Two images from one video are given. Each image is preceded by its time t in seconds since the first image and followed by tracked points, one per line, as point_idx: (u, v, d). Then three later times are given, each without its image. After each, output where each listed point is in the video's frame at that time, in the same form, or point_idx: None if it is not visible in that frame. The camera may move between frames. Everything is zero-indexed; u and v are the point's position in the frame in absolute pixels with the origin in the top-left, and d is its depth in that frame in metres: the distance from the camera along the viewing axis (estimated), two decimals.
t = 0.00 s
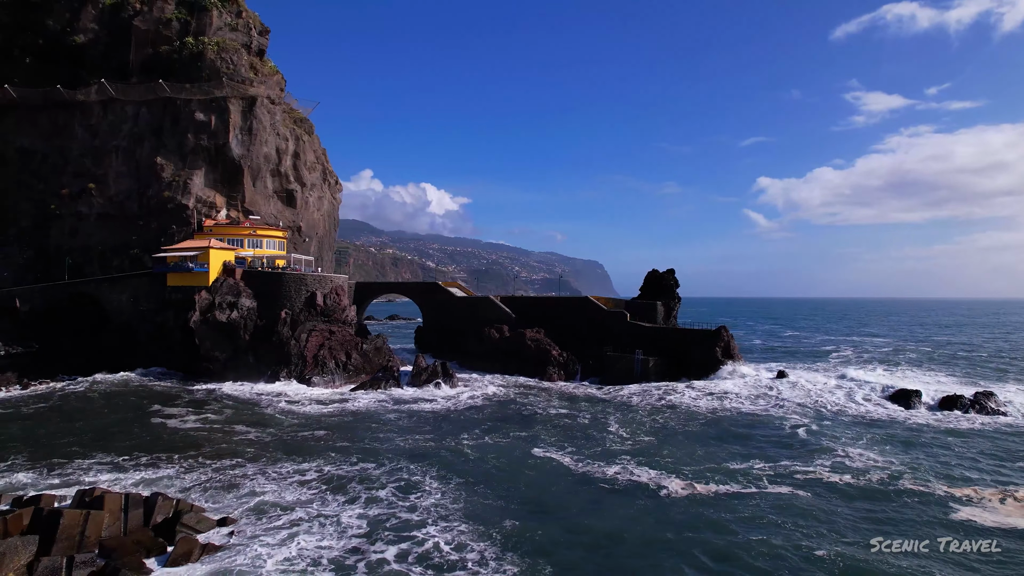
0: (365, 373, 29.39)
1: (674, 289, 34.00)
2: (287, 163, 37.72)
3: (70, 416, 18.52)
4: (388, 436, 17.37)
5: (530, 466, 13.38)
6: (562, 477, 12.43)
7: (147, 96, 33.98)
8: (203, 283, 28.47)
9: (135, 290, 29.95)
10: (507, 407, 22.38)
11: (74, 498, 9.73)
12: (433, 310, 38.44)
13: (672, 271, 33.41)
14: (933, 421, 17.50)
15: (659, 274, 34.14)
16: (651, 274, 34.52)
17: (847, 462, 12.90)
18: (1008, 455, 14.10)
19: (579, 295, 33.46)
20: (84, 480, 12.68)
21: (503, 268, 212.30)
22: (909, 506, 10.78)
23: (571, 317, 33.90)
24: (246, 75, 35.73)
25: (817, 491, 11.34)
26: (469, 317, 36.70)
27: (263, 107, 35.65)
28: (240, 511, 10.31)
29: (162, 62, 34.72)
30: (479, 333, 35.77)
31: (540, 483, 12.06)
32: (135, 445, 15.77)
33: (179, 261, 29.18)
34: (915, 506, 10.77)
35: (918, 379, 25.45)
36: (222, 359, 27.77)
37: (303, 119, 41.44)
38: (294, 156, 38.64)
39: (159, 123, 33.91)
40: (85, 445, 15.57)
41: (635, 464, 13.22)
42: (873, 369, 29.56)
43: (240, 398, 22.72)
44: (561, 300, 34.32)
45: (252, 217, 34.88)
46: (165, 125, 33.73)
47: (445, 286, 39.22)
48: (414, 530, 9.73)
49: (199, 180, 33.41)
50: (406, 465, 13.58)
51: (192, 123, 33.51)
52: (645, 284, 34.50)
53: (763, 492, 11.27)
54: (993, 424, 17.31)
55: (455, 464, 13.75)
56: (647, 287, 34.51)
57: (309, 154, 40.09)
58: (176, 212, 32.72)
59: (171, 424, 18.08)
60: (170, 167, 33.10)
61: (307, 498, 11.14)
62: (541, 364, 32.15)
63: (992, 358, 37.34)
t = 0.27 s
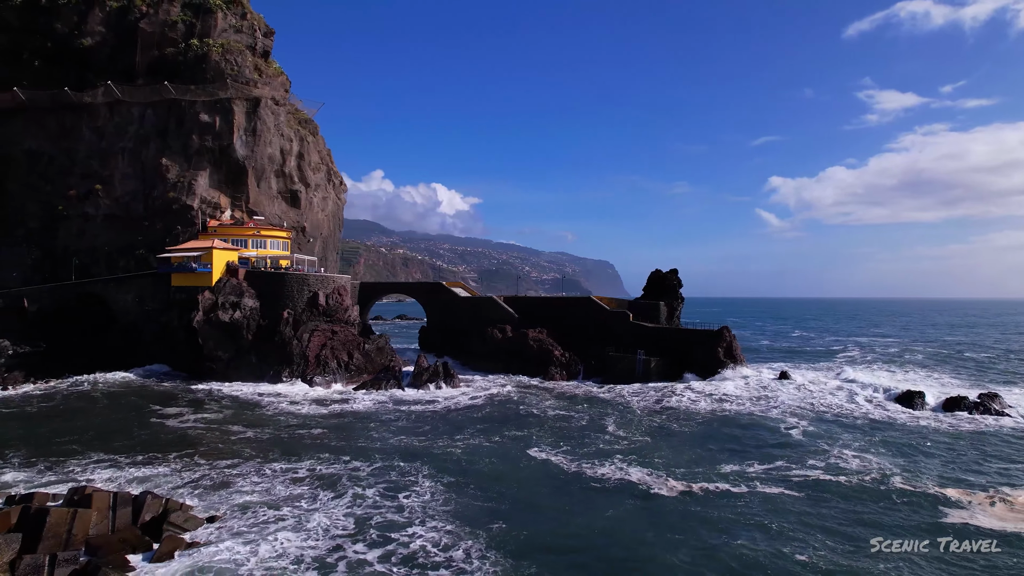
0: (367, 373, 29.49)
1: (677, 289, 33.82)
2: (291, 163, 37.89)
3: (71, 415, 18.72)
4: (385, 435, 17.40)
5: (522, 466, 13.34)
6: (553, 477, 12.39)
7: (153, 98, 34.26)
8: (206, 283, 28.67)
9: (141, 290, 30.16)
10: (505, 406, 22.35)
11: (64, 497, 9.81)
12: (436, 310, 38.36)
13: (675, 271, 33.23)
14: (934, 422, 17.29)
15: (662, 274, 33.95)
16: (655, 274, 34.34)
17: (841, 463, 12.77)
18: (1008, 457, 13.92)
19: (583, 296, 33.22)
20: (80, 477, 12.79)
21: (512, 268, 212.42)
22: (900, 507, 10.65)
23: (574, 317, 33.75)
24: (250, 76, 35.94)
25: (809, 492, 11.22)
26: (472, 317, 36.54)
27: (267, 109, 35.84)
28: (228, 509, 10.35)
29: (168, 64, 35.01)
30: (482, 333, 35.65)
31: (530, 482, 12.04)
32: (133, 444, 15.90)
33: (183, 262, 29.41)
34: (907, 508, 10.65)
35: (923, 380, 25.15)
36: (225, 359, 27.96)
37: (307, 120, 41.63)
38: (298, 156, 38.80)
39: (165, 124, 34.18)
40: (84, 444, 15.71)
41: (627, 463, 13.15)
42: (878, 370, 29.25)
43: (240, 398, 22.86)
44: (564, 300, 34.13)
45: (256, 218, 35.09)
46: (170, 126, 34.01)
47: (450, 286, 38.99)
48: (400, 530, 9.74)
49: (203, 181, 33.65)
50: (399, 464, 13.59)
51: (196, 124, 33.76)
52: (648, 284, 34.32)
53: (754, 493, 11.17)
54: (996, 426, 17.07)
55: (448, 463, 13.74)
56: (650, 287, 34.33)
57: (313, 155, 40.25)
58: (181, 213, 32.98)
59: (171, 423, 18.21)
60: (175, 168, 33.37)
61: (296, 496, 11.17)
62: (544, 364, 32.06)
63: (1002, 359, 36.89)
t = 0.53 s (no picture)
0: (369, 373, 29.58)
1: (680, 289, 33.67)
2: (295, 164, 38.05)
3: (75, 414, 18.90)
4: (381, 434, 17.42)
5: (514, 465, 13.30)
6: (543, 477, 12.37)
7: (158, 100, 34.55)
8: (210, 283, 28.87)
9: (146, 290, 30.26)
10: (505, 405, 22.34)
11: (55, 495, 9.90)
12: (439, 311, 38.27)
13: (678, 271, 33.08)
14: (934, 424, 17.09)
15: (665, 274, 33.78)
16: (657, 274, 34.21)
17: (834, 465, 12.65)
18: (1008, 460, 13.71)
19: (587, 296, 32.98)
20: (76, 472, 12.91)
21: (520, 268, 212.46)
22: (893, 509, 10.53)
23: (577, 318, 33.61)
24: (255, 77, 36.17)
25: (800, 493, 11.13)
26: (476, 318, 36.45)
27: (271, 110, 36.05)
28: (218, 506, 10.41)
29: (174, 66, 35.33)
30: (486, 334, 35.54)
31: (520, 482, 12.01)
32: (133, 443, 16.03)
33: (188, 262, 29.61)
34: (897, 510, 10.53)
35: (927, 381, 24.85)
36: (228, 358, 28.14)
37: (312, 121, 41.84)
38: (302, 157, 38.98)
39: (170, 126, 34.46)
40: (84, 443, 15.84)
41: (620, 463, 13.09)
42: (882, 370, 28.97)
43: (241, 399, 22.99)
44: (567, 300, 33.94)
45: (260, 218, 35.30)
46: (175, 128, 34.28)
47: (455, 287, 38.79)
48: (386, 531, 9.79)
49: (208, 181, 33.90)
50: (390, 463, 13.60)
51: (201, 125, 34.01)
52: (651, 284, 34.17)
53: (744, 494, 11.09)
54: (998, 428, 16.86)
55: (441, 463, 13.76)
56: (653, 287, 34.20)
57: (318, 156, 40.44)
58: (186, 213, 33.22)
59: (170, 422, 18.34)
60: (180, 169, 33.63)
61: (287, 494, 11.22)
62: (546, 365, 31.96)
63: (1012, 360, 36.36)
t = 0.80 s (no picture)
0: (371, 373, 29.67)
1: (683, 289, 33.52)
2: (299, 165, 38.24)
3: (76, 413, 19.10)
4: (379, 433, 17.46)
5: (506, 464, 13.28)
6: (534, 477, 12.34)
7: (164, 101, 34.84)
8: (213, 284, 29.08)
9: (151, 291, 30.56)
10: (504, 404, 22.33)
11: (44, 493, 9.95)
12: (443, 311, 38.27)
13: (681, 271, 32.92)
14: (935, 426, 16.87)
15: (668, 274, 33.62)
16: (660, 274, 34.07)
17: (827, 467, 12.54)
18: (1008, 462, 13.50)
19: (590, 296, 32.89)
20: (73, 470, 13.04)
21: (530, 268, 212.44)
22: (883, 512, 10.43)
23: (579, 318, 33.48)
24: (259, 78, 36.40)
25: (791, 495, 11.04)
26: (479, 318, 36.43)
27: (275, 111, 36.25)
28: (208, 505, 10.48)
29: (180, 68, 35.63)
30: (488, 334, 35.51)
31: (510, 482, 12.01)
32: (132, 441, 16.17)
33: (192, 263, 29.85)
34: (887, 513, 10.43)
35: (933, 381, 24.54)
36: (231, 358, 28.34)
37: (317, 121, 42.04)
38: (306, 158, 39.14)
39: (175, 127, 34.74)
40: (84, 442, 15.99)
41: (612, 464, 13.04)
42: (888, 371, 28.64)
43: (242, 398, 23.12)
44: (570, 300, 33.80)
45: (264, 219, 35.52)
46: (181, 129, 34.56)
47: (458, 287, 38.73)
48: (372, 530, 9.82)
49: (212, 182, 34.15)
50: (383, 462, 13.63)
51: (206, 127, 34.25)
52: (654, 284, 34.04)
53: (733, 495, 11.02)
54: (1000, 430, 16.61)
55: (433, 462, 13.76)
56: (655, 287, 34.07)
57: (322, 156, 40.63)
58: (190, 214, 33.49)
59: (171, 421, 18.49)
60: (185, 170, 33.91)
61: (278, 493, 11.29)
62: (548, 365, 31.88)
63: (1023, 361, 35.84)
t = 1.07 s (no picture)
0: (373, 372, 29.75)
1: (685, 289, 33.39)
2: (304, 165, 38.42)
3: (78, 412, 19.29)
4: (376, 432, 17.50)
5: (499, 464, 13.25)
6: (525, 476, 12.30)
7: (169, 103, 35.12)
8: (216, 284, 29.27)
9: (156, 291, 30.79)
10: (504, 404, 22.31)
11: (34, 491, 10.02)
12: (446, 311, 38.29)
13: (684, 271, 32.77)
14: (936, 428, 16.66)
15: (671, 274, 33.47)
16: (663, 275, 33.95)
17: (820, 470, 12.42)
18: (1007, 465, 13.33)
19: (592, 297, 32.81)
20: (70, 468, 13.16)
21: (539, 268, 212.42)
22: (874, 515, 10.31)
23: (581, 318, 33.32)
24: (263, 80, 36.62)
25: (783, 498, 10.93)
26: (482, 318, 36.42)
27: (279, 112, 36.44)
28: (198, 504, 10.54)
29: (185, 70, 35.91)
30: (491, 334, 35.50)
31: (501, 480, 12.00)
32: (131, 440, 16.30)
33: (196, 263, 30.04)
34: (878, 516, 10.30)
35: (938, 382, 24.23)
36: (234, 358, 28.52)
37: (321, 122, 42.24)
38: (311, 159, 39.32)
39: (181, 129, 35.00)
40: (84, 440, 16.13)
41: (604, 464, 12.97)
42: (894, 372, 28.32)
43: (243, 398, 23.24)
44: (572, 301, 33.69)
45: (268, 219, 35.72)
46: (186, 130, 34.82)
47: (462, 288, 38.72)
48: (358, 529, 9.84)
49: (217, 183, 34.38)
50: (376, 462, 13.64)
51: (210, 128, 34.48)
52: (657, 284, 33.91)
53: (721, 497, 10.93)
54: (1003, 432, 16.37)
55: (426, 462, 13.76)
56: (658, 288, 33.96)
57: (326, 157, 40.79)
58: (195, 215, 33.73)
59: (171, 421, 18.62)
60: (190, 172, 34.16)
61: (268, 491, 11.34)
62: (551, 365, 31.83)
63: None
